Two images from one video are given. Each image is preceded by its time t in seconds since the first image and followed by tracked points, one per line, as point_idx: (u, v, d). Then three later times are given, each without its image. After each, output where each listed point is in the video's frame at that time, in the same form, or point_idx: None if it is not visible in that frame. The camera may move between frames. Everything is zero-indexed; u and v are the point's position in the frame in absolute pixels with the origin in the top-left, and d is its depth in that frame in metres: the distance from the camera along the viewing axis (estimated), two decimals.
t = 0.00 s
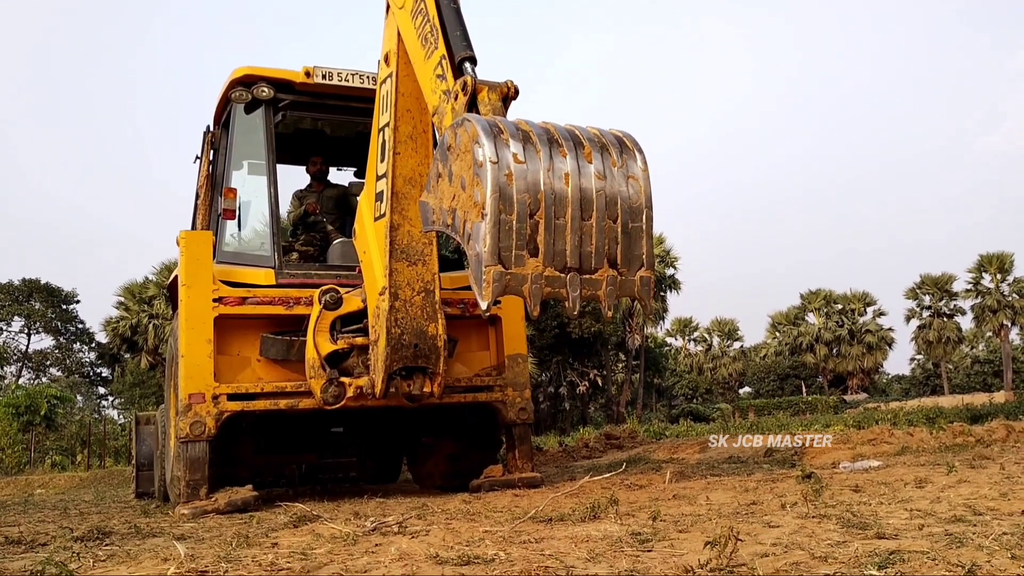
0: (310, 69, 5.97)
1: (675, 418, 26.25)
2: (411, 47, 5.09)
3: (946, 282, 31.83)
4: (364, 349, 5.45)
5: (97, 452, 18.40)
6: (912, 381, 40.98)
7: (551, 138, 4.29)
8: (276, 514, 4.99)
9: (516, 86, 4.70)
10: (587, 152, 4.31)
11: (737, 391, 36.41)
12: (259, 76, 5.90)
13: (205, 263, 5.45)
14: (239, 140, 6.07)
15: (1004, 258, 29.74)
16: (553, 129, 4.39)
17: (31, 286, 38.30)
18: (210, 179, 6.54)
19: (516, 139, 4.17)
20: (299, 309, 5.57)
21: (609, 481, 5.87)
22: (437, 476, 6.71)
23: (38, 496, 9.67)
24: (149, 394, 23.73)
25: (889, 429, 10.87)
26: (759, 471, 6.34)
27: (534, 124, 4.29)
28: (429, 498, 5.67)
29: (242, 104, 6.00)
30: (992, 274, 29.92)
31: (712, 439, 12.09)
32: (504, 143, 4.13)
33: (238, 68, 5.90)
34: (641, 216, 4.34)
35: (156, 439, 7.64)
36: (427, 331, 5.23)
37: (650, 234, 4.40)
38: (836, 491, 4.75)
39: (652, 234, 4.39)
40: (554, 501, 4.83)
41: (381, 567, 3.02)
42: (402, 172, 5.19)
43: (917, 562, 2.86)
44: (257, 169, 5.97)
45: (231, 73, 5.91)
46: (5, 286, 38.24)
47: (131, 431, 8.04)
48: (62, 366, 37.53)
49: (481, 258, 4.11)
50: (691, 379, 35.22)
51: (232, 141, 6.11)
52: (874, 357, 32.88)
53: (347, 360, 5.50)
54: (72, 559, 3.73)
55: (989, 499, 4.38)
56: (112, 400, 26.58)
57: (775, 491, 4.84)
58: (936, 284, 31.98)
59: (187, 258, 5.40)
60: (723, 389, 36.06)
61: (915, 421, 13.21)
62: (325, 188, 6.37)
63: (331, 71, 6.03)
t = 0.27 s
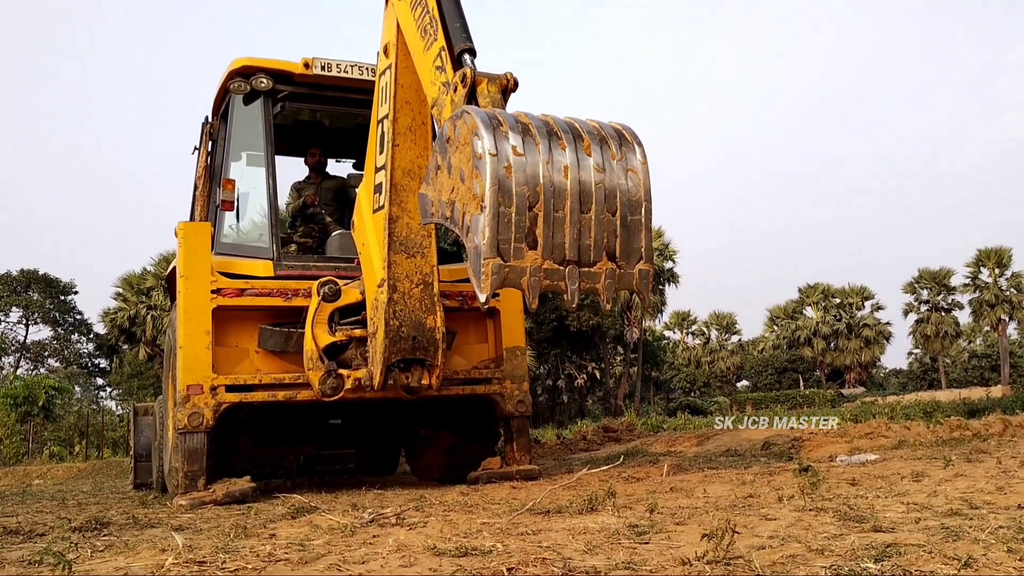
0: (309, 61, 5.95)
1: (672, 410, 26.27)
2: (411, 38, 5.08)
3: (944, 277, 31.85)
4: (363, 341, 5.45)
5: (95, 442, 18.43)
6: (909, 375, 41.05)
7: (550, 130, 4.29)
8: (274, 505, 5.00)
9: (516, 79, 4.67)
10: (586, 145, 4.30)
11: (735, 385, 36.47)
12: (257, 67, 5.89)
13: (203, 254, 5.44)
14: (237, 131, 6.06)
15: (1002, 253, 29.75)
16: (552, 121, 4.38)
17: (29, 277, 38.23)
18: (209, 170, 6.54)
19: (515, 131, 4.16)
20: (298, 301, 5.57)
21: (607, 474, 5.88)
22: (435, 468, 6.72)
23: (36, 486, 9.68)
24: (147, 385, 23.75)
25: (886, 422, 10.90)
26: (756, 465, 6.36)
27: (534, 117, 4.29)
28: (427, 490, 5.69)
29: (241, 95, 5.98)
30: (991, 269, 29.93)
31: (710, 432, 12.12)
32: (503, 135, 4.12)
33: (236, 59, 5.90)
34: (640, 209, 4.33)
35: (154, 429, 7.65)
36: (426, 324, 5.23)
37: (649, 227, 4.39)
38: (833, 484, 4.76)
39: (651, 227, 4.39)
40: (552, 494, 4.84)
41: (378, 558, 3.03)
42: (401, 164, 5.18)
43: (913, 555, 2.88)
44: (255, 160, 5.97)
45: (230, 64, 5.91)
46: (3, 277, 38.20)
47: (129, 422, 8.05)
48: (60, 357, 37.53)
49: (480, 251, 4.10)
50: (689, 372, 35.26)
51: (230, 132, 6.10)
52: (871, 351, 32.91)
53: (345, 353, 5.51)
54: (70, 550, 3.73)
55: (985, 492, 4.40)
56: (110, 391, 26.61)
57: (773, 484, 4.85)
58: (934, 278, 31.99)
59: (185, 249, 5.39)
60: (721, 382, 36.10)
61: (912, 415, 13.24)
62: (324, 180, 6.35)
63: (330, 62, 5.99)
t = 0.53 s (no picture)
0: (308, 54, 5.95)
1: (671, 406, 26.28)
2: (411, 32, 5.07)
3: (943, 273, 31.85)
4: (361, 335, 5.46)
5: (94, 436, 18.46)
6: (908, 371, 41.09)
7: (550, 124, 4.28)
8: (273, 498, 5.01)
9: (516, 73, 4.70)
10: (586, 139, 4.30)
11: (733, 380, 36.50)
12: (256, 61, 5.88)
13: (202, 248, 5.44)
14: (237, 125, 6.06)
15: (1001, 249, 29.75)
16: (552, 115, 4.37)
17: (28, 271, 38.17)
18: (208, 163, 6.53)
19: (515, 125, 4.16)
20: (297, 295, 5.57)
21: (605, 468, 5.89)
22: (434, 462, 6.73)
23: (35, 480, 9.69)
24: (146, 379, 23.78)
25: (885, 417, 10.91)
26: (755, 460, 6.37)
27: (534, 111, 4.29)
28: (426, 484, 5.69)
29: (240, 89, 5.98)
30: (990, 265, 29.93)
31: (709, 427, 12.13)
32: (503, 129, 4.12)
33: (236, 52, 5.90)
34: (640, 203, 4.33)
35: (154, 423, 7.66)
36: (425, 318, 5.23)
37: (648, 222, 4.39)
38: (831, 479, 4.77)
39: (650, 222, 4.39)
40: (550, 488, 4.85)
41: (377, 551, 3.04)
42: (400, 158, 5.18)
43: (911, 549, 2.89)
44: (254, 154, 5.96)
45: (229, 58, 5.90)
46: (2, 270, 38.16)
47: (128, 416, 8.05)
48: (60, 351, 37.54)
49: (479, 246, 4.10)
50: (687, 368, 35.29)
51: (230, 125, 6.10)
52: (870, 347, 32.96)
53: (344, 347, 5.51)
54: (69, 542, 3.75)
55: (983, 487, 4.41)
56: (109, 385, 26.63)
57: (771, 479, 4.86)
58: (933, 274, 32.00)
59: (184, 243, 5.39)
60: (720, 377, 36.14)
61: (911, 410, 13.25)
62: (323, 174, 6.36)
63: (329, 56, 5.99)
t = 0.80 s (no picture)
0: (308, 52, 5.94)
1: (671, 403, 26.28)
2: (411, 30, 5.07)
3: (943, 271, 31.86)
4: (361, 333, 5.45)
5: (94, 433, 18.47)
6: (908, 369, 41.11)
7: (550, 122, 4.28)
8: (273, 496, 5.01)
9: (516, 71, 4.68)
10: (586, 137, 4.29)
11: (733, 378, 36.51)
12: (256, 58, 5.88)
13: (202, 245, 5.44)
14: (237, 122, 6.05)
15: (1001, 247, 29.75)
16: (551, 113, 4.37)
17: (28, 268, 38.16)
18: (208, 161, 6.53)
19: (515, 122, 4.15)
20: (297, 293, 5.57)
21: (605, 466, 5.89)
22: (434, 460, 6.73)
23: (35, 478, 9.69)
24: (146, 376, 23.80)
25: (885, 416, 10.92)
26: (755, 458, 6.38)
27: (534, 109, 4.28)
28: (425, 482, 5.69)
29: (240, 86, 5.97)
30: (989, 263, 29.94)
31: (708, 425, 12.14)
32: (503, 126, 4.11)
33: (236, 50, 5.89)
34: (640, 201, 4.32)
35: (154, 421, 7.66)
36: (425, 316, 5.23)
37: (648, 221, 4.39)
38: (831, 477, 4.77)
39: (650, 220, 4.39)
40: (550, 486, 4.85)
41: (377, 550, 3.04)
42: (400, 156, 5.17)
43: (911, 548, 2.89)
44: (254, 152, 5.95)
45: (230, 55, 5.90)
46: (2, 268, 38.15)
47: (128, 413, 8.05)
48: (59, 348, 37.55)
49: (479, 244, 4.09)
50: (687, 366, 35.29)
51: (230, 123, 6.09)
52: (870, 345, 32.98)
53: (344, 345, 5.51)
54: (69, 540, 3.75)
55: (983, 486, 4.41)
56: (110, 382, 26.64)
57: (771, 477, 4.86)
58: (933, 272, 32.01)
59: (184, 240, 5.39)
60: (720, 375, 36.14)
61: (910, 408, 13.27)
62: (324, 172, 6.36)
63: (329, 53, 5.99)
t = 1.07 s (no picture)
0: (310, 52, 5.94)
1: (672, 402, 26.27)
2: (412, 30, 5.07)
3: (945, 271, 31.84)
4: (363, 333, 5.45)
5: (96, 434, 18.49)
6: (910, 368, 41.09)
7: (553, 132, 4.25)
8: (274, 496, 5.01)
9: (519, 70, 4.68)
10: (589, 148, 4.26)
11: (735, 377, 36.50)
12: (258, 58, 5.88)
13: (204, 245, 5.44)
14: (239, 122, 6.05)
15: (1003, 247, 29.74)
16: (555, 122, 4.34)
17: (29, 268, 38.17)
18: (209, 161, 6.53)
19: (518, 133, 4.14)
20: (298, 292, 5.57)
21: (607, 466, 5.89)
22: (434, 459, 6.73)
23: (36, 478, 9.70)
24: (148, 376, 23.81)
25: (886, 416, 10.91)
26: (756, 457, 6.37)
27: (538, 119, 4.26)
28: (427, 482, 5.69)
29: (242, 86, 5.97)
30: (991, 262, 29.92)
31: (710, 425, 12.14)
32: (505, 137, 4.10)
33: (238, 50, 5.90)
34: (643, 213, 4.30)
35: (155, 421, 7.66)
36: (427, 316, 5.23)
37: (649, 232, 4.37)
38: (832, 477, 4.77)
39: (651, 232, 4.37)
40: (551, 485, 4.85)
41: (379, 550, 3.04)
42: (401, 155, 5.17)
43: (914, 548, 2.88)
44: (256, 152, 5.94)
45: (231, 55, 5.91)
46: (4, 268, 38.19)
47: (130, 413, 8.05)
48: (61, 348, 37.58)
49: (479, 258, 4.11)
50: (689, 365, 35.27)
51: (231, 123, 6.09)
52: (872, 344, 32.97)
53: (346, 344, 5.51)
54: (71, 540, 3.75)
55: (985, 485, 4.40)
56: (111, 382, 26.66)
57: (773, 476, 4.86)
58: (935, 272, 31.99)
59: (186, 240, 5.39)
60: (721, 374, 36.13)
61: (912, 408, 13.27)
62: (325, 172, 6.36)
63: (330, 53, 5.99)
